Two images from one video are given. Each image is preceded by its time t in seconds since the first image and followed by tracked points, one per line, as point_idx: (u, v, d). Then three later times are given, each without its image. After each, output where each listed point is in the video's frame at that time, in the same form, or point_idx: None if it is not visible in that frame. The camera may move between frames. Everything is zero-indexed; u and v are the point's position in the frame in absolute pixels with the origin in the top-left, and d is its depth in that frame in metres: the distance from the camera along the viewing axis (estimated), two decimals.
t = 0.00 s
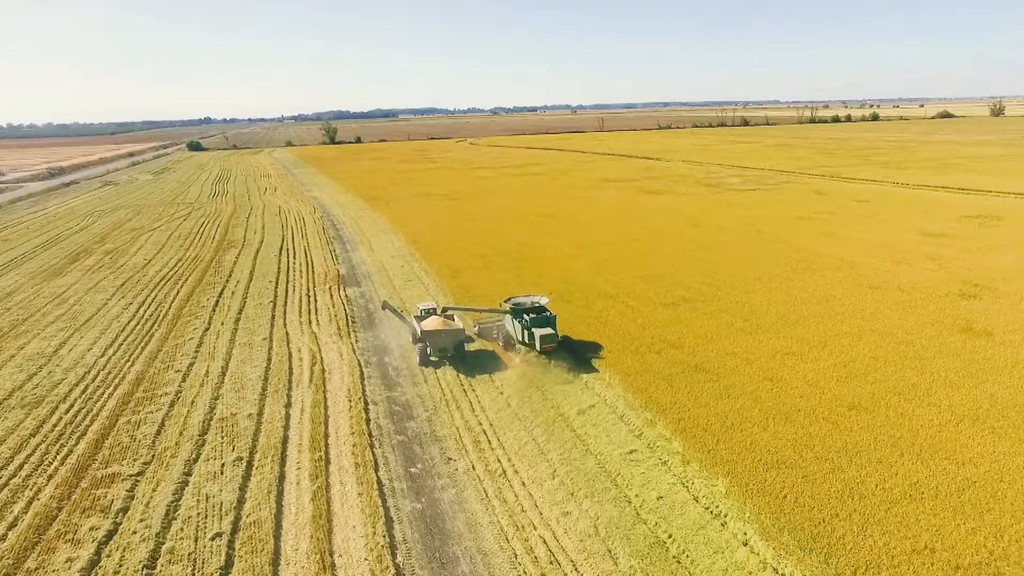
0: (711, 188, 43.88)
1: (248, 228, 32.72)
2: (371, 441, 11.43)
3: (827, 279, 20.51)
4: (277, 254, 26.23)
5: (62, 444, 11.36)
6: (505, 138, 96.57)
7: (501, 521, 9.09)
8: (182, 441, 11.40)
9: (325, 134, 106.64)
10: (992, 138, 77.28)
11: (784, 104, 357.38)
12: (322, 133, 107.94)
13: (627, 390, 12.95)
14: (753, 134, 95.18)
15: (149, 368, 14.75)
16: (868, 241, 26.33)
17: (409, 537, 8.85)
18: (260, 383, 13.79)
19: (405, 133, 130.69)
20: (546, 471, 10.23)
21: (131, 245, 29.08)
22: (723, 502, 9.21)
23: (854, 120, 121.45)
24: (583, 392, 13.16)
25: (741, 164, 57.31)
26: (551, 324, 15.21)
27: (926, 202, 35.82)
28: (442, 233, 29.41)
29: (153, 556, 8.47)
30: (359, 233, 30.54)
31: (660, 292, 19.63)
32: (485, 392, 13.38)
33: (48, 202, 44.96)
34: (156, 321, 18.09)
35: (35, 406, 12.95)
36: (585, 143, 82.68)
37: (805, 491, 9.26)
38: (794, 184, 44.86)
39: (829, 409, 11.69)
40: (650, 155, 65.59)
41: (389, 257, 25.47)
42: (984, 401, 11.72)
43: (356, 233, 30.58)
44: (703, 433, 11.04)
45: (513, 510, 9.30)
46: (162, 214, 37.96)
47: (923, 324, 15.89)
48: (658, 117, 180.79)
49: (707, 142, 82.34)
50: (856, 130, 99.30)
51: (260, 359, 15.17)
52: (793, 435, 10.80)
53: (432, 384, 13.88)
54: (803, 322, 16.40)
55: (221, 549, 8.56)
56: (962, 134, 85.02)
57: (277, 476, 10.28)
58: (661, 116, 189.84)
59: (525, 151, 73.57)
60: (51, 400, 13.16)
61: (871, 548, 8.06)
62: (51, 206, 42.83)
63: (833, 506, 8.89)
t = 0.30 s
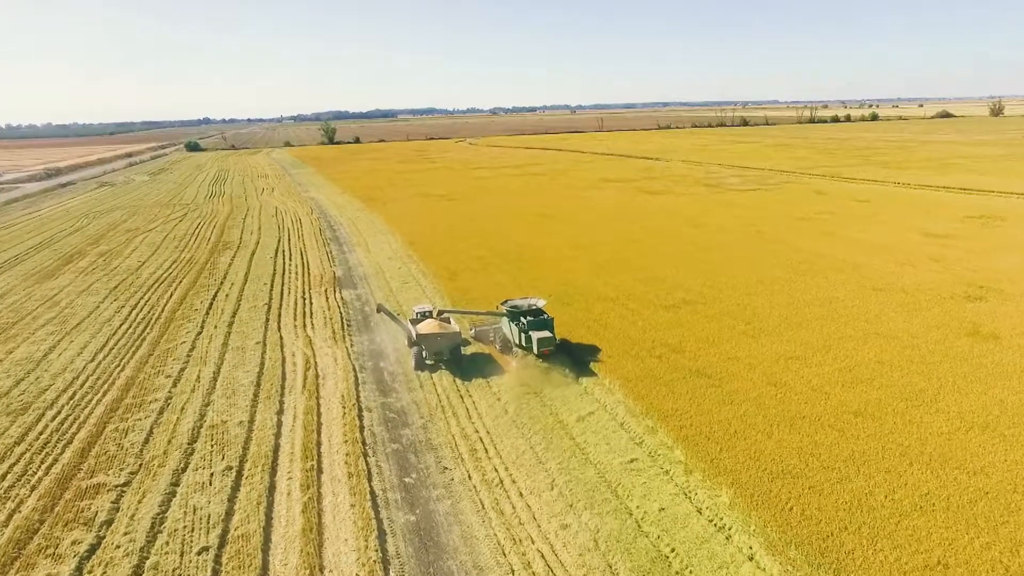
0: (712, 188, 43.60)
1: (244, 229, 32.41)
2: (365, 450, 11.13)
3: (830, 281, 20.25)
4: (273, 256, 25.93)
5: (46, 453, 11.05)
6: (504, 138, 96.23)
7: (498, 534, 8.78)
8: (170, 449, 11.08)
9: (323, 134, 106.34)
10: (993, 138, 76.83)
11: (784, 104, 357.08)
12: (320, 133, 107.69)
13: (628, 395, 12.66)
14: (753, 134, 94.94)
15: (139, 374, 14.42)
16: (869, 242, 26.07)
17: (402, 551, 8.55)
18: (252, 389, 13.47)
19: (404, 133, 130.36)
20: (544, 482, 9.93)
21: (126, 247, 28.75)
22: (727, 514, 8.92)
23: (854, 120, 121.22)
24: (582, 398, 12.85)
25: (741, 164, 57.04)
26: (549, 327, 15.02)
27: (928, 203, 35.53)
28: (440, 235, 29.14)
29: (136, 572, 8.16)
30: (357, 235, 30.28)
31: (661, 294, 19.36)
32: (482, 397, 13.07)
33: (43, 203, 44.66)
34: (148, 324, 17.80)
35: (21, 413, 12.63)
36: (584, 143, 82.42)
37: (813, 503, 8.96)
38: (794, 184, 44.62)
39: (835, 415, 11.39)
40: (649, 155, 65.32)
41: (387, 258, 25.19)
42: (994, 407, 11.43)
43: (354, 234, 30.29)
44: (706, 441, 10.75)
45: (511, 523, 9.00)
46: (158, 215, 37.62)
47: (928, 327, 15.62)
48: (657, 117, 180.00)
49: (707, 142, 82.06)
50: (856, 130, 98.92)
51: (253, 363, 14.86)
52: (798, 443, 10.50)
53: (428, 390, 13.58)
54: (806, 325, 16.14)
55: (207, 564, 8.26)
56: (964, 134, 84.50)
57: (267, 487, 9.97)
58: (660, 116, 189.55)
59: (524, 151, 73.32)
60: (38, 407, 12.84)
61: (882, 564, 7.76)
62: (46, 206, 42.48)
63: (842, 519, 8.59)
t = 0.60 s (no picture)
0: (712, 188, 43.33)
1: (240, 230, 32.10)
2: (358, 459, 10.82)
3: (833, 283, 19.99)
4: (269, 258, 25.62)
5: (30, 462, 10.73)
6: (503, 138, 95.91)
7: (493, 548, 8.47)
8: (157, 458, 10.77)
9: (321, 134, 106.03)
10: (993, 138, 76.43)
11: (784, 104, 356.98)
12: (319, 133, 107.34)
13: (628, 402, 12.36)
14: (753, 134, 94.65)
15: (129, 379, 14.11)
16: (872, 243, 25.75)
17: (394, 567, 8.24)
18: (243, 395, 13.15)
19: (403, 133, 130.05)
20: (541, 493, 9.61)
21: (120, 248, 28.42)
22: (731, 527, 8.61)
23: (853, 120, 120.92)
24: (581, 404, 12.54)
25: (742, 164, 56.76)
26: (546, 330, 14.71)
27: (931, 203, 35.23)
28: (438, 236, 28.86)
29: None
30: (354, 236, 29.97)
31: (661, 297, 19.09)
32: (478, 404, 12.76)
33: (39, 204, 44.35)
34: (140, 328, 17.50)
35: (5, 420, 12.31)
36: (584, 143, 82.21)
37: (820, 515, 8.66)
38: (795, 185, 44.32)
39: (841, 423, 11.10)
40: (649, 156, 65.00)
41: (384, 260, 24.89)
42: (1003, 414, 11.13)
43: (350, 236, 29.99)
44: (709, 450, 10.44)
45: (507, 536, 8.69)
46: (153, 217, 37.29)
47: (934, 330, 15.36)
48: (657, 117, 179.74)
49: (707, 142, 81.78)
50: (857, 130, 98.57)
51: (245, 368, 14.55)
52: (804, 452, 10.22)
53: (423, 396, 13.26)
54: (809, 329, 15.86)
55: None
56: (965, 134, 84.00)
57: (256, 499, 9.66)
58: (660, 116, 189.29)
59: (523, 151, 73.00)
60: (23, 414, 12.52)
61: None
62: (41, 208, 42.13)
63: (850, 532, 8.29)
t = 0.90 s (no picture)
0: (712, 189, 43.03)
1: (236, 232, 31.77)
2: (350, 469, 10.51)
3: (836, 285, 19.69)
4: (263, 260, 25.30)
5: (11, 473, 10.41)
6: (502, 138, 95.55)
7: (488, 564, 8.15)
8: (143, 469, 10.43)
9: (320, 134, 105.73)
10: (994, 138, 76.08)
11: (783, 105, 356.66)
12: (318, 134, 106.92)
13: (629, 409, 12.04)
14: (753, 134, 94.44)
15: (117, 386, 13.77)
16: (874, 244, 25.44)
17: None
18: (233, 402, 12.81)
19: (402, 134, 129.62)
20: (538, 506, 9.29)
21: (114, 250, 28.07)
22: (735, 542, 8.29)
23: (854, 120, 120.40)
24: (580, 411, 12.21)
25: (742, 164, 56.46)
26: (543, 333, 14.38)
27: (933, 203, 34.94)
28: (436, 237, 28.55)
29: None
30: (351, 237, 29.65)
31: (661, 300, 18.78)
32: (474, 411, 12.43)
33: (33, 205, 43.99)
34: (130, 332, 17.16)
35: None
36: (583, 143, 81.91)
37: (827, 530, 8.34)
38: (795, 185, 44.01)
39: (847, 432, 10.79)
40: (648, 156, 64.69)
41: (381, 262, 24.57)
42: (1015, 423, 10.83)
43: (347, 237, 29.66)
44: (711, 460, 10.12)
45: (502, 552, 8.37)
46: (149, 218, 36.95)
47: (940, 334, 15.07)
48: (656, 117, 179.44)
49: (707, 142, 81.48)
50: (857, 130, 98.22)
51: (236, 374, 14.21)
52: (809, 462, 9.91)
53: (418, 403, 12.94)
54: (813, 333, 15.56)
55: None
56: (966, 134, 83.59)
57: (242, 512, 9.33)
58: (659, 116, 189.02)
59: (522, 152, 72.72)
60: (7, 422, 12.18)
61: None
62: (36, 209, 41.78)
63: (859, 548, 7.97)
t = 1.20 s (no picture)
0: (713, 189, 42.74)
1: (231, 233, 31.43)
2: (341, 481, 10.18)
3: (839, 288, 19.40)
4: (258, 262, 24.97)
5: None
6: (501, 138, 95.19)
7: None
8: (127, 481, 10.09)
9: (319, 134, 105.41)
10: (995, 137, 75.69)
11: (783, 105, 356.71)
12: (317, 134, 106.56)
13: (629, 417, 11.71)
14: (753, 134, 94.13)
15: (104, 392, 13.41)
16: (876, 246, 25.15)
17: None
18: (222, 410, 12.46)
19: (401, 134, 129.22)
20: (536, 520, 8.97)
21: (108, 252, 27.72)
22: (740, 559, 7.97)
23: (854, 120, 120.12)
24: (579, 419, 11.89)
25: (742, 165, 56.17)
26: (539, 337, 14.10)
27: (936, 204, 34.68)
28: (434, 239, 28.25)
29: None
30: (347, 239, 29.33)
31: (662, 303, 18.47)
32: (470, 418, 12.10)
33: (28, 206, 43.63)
34: (120, 336, 16.82)
35: None
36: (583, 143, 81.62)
37: (836, 546, 8.02)
38: (796, 185, 43.73)
39: (854, 441, 10.48)
40: (648, 156, 64.39)
41: (377, 264, 24.26)
42: None
43: (344, 239, 29.35)
44: (714, 472, 9.80)
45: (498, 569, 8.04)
46: (144, 219, 36.62)
47: (947, 339, 14.78)
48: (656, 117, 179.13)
49: (707, 142, 81.19)
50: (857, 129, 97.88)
51: (227, 380, 13.87)
52: (815, 473, 9.60)
53: (413, 410, 12.61)
54: (817, 339, 15.26)
55: None
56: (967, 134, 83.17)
57: (228, 527, 8.99)
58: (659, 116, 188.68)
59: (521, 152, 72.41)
60: None
61: None
62: (30, 210, 41.43)
63: (870, 566, 7.64)
